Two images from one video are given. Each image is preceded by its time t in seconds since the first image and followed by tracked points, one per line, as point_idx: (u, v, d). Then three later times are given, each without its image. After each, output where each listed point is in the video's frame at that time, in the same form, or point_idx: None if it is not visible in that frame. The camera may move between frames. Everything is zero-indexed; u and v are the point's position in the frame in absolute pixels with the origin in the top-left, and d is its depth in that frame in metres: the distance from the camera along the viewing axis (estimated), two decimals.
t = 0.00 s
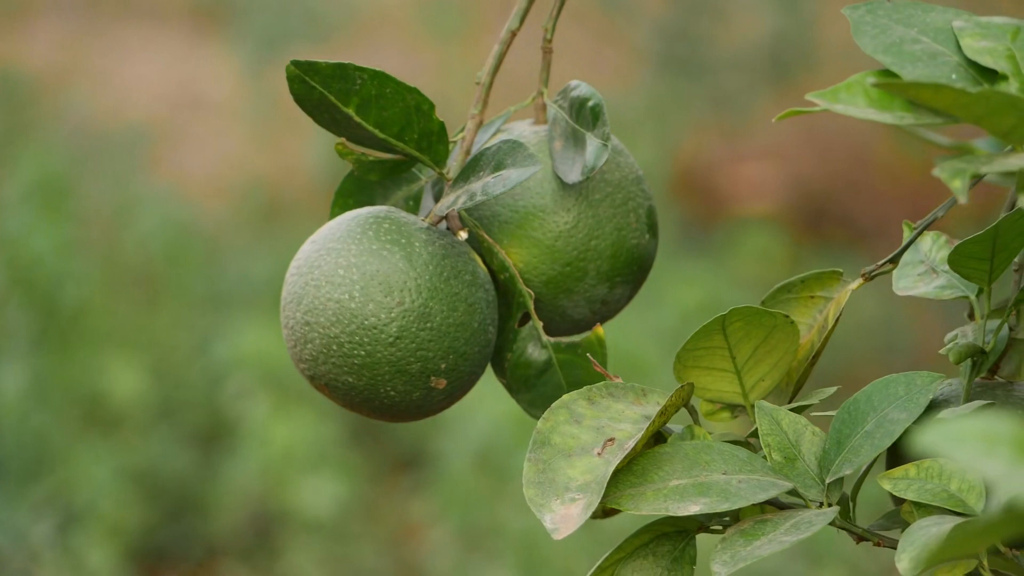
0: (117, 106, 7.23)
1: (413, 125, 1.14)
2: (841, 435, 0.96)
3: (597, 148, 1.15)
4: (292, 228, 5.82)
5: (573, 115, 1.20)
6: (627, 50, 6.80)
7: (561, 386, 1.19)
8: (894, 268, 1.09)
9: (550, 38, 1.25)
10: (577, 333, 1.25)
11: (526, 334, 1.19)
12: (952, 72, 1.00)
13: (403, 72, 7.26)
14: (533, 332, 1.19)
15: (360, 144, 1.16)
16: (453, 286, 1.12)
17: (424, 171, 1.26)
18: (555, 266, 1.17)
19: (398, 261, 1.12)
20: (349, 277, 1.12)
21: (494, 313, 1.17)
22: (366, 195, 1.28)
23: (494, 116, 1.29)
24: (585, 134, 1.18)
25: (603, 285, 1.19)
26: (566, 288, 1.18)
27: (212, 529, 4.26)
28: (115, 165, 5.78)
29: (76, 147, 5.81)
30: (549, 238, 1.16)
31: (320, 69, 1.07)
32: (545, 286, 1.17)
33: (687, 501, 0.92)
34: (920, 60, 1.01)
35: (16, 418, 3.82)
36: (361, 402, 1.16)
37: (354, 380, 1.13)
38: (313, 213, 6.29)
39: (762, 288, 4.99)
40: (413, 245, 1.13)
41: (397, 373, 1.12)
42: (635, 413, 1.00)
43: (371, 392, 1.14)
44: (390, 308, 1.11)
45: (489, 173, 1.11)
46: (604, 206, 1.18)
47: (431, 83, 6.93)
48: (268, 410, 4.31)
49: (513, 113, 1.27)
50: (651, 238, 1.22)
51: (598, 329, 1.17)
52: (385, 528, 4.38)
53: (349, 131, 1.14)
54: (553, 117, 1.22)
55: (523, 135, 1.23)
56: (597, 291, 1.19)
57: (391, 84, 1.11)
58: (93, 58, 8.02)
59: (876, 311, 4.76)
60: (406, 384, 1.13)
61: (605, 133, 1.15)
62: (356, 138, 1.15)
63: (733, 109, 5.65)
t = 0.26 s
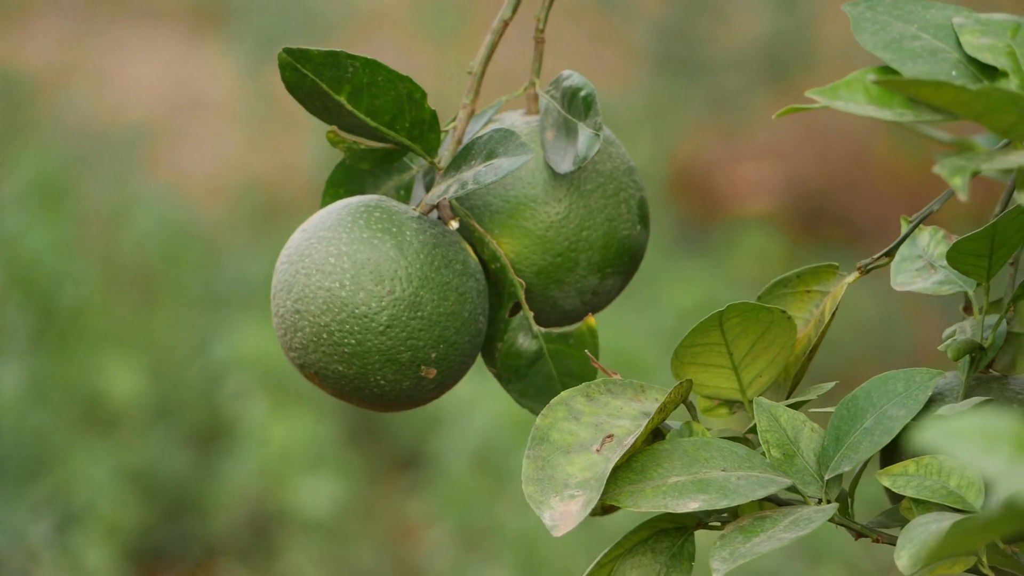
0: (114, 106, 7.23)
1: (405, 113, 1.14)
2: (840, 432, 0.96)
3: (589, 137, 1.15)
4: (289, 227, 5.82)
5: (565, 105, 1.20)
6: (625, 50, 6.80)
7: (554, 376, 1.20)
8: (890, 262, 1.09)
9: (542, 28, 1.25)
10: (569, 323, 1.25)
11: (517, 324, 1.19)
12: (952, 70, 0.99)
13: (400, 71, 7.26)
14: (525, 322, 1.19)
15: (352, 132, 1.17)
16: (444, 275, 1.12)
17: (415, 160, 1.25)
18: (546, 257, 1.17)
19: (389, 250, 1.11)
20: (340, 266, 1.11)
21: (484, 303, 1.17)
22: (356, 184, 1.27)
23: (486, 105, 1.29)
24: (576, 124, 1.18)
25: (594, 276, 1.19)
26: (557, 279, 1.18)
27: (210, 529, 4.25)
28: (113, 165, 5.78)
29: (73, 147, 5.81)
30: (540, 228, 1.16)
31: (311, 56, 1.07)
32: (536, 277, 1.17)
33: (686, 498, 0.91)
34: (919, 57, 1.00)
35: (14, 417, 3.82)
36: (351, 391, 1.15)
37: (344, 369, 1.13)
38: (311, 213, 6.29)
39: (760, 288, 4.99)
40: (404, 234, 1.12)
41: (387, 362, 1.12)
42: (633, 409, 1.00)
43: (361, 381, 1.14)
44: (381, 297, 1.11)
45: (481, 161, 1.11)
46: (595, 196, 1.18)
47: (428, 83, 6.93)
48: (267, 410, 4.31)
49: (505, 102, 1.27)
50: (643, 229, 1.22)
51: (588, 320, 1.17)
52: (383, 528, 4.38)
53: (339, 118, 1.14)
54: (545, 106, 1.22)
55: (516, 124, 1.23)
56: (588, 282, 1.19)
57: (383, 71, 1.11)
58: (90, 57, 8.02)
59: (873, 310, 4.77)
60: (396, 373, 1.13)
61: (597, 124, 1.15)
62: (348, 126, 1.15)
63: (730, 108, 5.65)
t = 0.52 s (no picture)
0: (113, 106, 7.24)
1: (401, 107, 1.14)
2: (839, 430, 0.95)
3: (585, 132, 1.15)
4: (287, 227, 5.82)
5: (560, 99, 1.19)
6: (622, 50, 6.81)
7: (549, 371, 1.20)
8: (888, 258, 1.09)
9: (538, 23, 1.24)
10: (563, 318, 1.24)
11: (512, 318, 1.19)
12: (950, 68, 0.98)
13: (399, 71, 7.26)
14: (520, 316, 1.18)
15: (348, 126, 1.16)
16: (440, 269, 1.12)
17: (410, 154, 1.25)
18: (541, 251, 1.16)
19: (385, 243, 1.11)
20: (336, 260, 1.11)
21: (480, 297, 1.16)
22: (353, 179, 1.27)
23: (482, 100, 1.29)
24: (573, 118, 1.17)
25: (590, 270, 1.19)
26: (552, 274, 1.18)
27: (208, 529, 4.24)
28: (111, 164, 5.78)
29: (71, 147, 5.81)
30: (536, 223, 1.16)
31: (308, 50, 1.07)
32: (531, 271, 1.17)
33: (685, 497, 0.91)
34: (918, 56, 1.00)
35: (12, 416, 3.82)
36: (347, 385, 1.15)
37: (340, 363, 1.13)
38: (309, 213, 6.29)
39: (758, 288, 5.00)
40: (400, 228, 1.12)
41: (383, 356, 1.12)
42: (632, 408, 0.99)
43: (357, 375, 1.13)
44: (377, 291, 1.10)
45: (477, 155, 1.10)
46: (591, 191, 1.18)
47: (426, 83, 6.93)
48: (265, 410, 4.30)
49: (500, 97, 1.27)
50: (638, 224, 1.22)
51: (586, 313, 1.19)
52: (381, 528, 4.37)
53: (335, 112, 1.14)
54: (541, 101, 1.21)
55: (511, 118, 1.23)
56: (584, 277, 1.19)
57: (380, 65, 1.10)
58: (89, 58, 8.03)
59: (871, 310, 4.77)
60: (392, 367, 1.13)
61: (593, 118, 1.15)
62: (343, 120, 1.15)
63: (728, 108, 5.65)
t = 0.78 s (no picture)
0: (112, 106, 7.24)
1: (400, 105, 1.14)
2: (839, 430, 0.95)
3: (584, 130, 1.15)
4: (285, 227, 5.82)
5: (559, 98, 1.19)
6: (621, 50, 6.81)
7: (548, 370, 1.20)
8: (887, 259, 1.09)
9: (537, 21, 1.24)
10: (563, 317, 1.24)
11: (511, 317, 1.18)
12: (949, 68, 0.98)
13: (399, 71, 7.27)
14: (519, 315, 1.18)
15: (347, 125, 1.16)
16: (439, 267, 1.12)
17: (410, 154, 1.25)
18: (541, 249, 1.16)
19: (384, 242, 1.11)
20: (335, 258, 1.11)
21: (479, 296, 1.16)
22: (351, 178, 1.27)
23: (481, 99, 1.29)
24: (572, 116, 1.17)
25: (589, 269, 1.19)
26: (552, 273, 1.18)
27: (207, 529, 4.24)
28: (109, 163, 5.78)
29: (69, 146, 5.81)
30: (535, 221, 1.16)
31: (307, 48, 1.07)
32: (530, 270, 1.17)
33: (685, 497, 0.91)
34: (917, 56, 0.99)
35: (10, 416, 3.82)
36: (346, 384, 1.15)
37: (340, 362, 1.13)
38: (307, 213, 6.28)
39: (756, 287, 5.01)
40: (400, 226, 1.12)
41: (382, 355, 1.12)
42: (632, 408, 0.99)
43: (357, 374, 1.13)
44: (376, 289, 1.11)
45: (477, 153, 1.10)
46: (590, 189, 1.18)
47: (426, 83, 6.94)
48: (263, 410, 4.30)
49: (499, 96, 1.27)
50: (637, 223, 1.22)
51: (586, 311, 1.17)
52: (379, 528, 4.37)
53: (334, 111, 1.14)
54: (540, 99, 1.21)
55: (511, 117, 1.23)
56: (583, 276, 1.19)
57: (379, 64, 1.11)
58: (87, 58, 8.03)
59: (870, 310, 4.77)
60: (392, 365, 1.13)
61: (592, 116, 1.15)
62: (343, 119, 1.15)
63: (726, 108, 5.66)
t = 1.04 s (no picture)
0: (110, 106, 7.23)
1: (402, 107, 1.14)
2: (839, 430, 0.95)
3: (586, 131, 1.15)
4: (283, 228, 5.81)
5: (561, 99, 1.19)
6: (619, 50, 6.81)
7: (551, 372, 1.20)
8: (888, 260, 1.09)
9: (538, 23, 1.24)
10: (565, 319, 1.24)
11: (514, 319, 1.19)
12: (948, 69, 0.98)
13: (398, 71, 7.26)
14: (522, 317, 1.18)
15: (349, 127, 1.16)
16: (441, 270, 1.12)
17: (411, 156, 1.24)
18: (543, 251, 1.16)
19: (387, 244, 1.11)
20: (337, 260, 1.11)
21: (482, 297, 1.16)
22: (353, 181, 1.27)
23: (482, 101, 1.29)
24: (574, 118, 1.17)
25: (591, 271, 1.19)
26: (554, 274, 1.17)
27: (204, 529, 4.24)
28: (106, 163, 5.77)
29: (67, 146, 5.80)
30: (537, 223, 1.16)
31: (308, 50, 1.07)
32: (533, 272, 1.17)
33: (685, 497, 0.91)
34: (916, 56, 0.99)
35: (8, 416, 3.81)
36: (349, 387, 1.15)
37: (342, 364, 1.13)
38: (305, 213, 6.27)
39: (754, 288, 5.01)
40: (402, 228, 1.12)
41: (385, 357, 1.12)
42: (632, 409, 0.99)
43: (360, 376, 1.13)
44: (379, 291, 1.10)
45: (479, 155, 1.10)
46: (592, 191, 1.18)
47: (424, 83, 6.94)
48: (261, 410, 4.30)
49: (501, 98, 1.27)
50: (639, 225, 1.22)
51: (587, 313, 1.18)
52: (377, 528, 4.37)
53: (336, 113, 1.14)
54: (542, 101, 1.21)
55: (512, 119, 1.23)
56: (585, 277, 1.19)
57: (380, 65, 1.11)
58: (85, 57, 8.02)
59: (868, 311, 4.77)
60: (395, 367, 1.13)
61: (594, 117, 1.15)
62: (346, 122, 1.15)
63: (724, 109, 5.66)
